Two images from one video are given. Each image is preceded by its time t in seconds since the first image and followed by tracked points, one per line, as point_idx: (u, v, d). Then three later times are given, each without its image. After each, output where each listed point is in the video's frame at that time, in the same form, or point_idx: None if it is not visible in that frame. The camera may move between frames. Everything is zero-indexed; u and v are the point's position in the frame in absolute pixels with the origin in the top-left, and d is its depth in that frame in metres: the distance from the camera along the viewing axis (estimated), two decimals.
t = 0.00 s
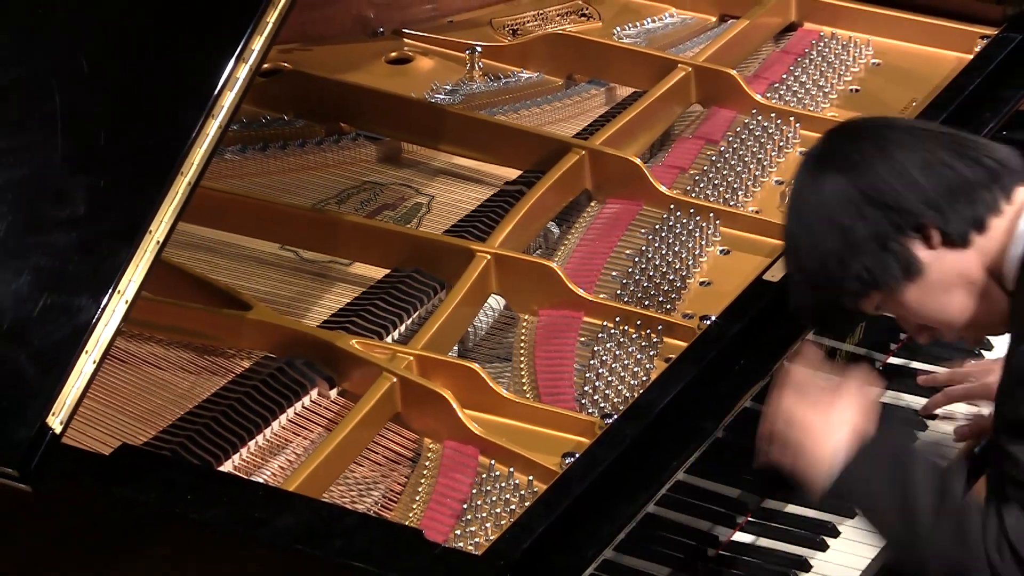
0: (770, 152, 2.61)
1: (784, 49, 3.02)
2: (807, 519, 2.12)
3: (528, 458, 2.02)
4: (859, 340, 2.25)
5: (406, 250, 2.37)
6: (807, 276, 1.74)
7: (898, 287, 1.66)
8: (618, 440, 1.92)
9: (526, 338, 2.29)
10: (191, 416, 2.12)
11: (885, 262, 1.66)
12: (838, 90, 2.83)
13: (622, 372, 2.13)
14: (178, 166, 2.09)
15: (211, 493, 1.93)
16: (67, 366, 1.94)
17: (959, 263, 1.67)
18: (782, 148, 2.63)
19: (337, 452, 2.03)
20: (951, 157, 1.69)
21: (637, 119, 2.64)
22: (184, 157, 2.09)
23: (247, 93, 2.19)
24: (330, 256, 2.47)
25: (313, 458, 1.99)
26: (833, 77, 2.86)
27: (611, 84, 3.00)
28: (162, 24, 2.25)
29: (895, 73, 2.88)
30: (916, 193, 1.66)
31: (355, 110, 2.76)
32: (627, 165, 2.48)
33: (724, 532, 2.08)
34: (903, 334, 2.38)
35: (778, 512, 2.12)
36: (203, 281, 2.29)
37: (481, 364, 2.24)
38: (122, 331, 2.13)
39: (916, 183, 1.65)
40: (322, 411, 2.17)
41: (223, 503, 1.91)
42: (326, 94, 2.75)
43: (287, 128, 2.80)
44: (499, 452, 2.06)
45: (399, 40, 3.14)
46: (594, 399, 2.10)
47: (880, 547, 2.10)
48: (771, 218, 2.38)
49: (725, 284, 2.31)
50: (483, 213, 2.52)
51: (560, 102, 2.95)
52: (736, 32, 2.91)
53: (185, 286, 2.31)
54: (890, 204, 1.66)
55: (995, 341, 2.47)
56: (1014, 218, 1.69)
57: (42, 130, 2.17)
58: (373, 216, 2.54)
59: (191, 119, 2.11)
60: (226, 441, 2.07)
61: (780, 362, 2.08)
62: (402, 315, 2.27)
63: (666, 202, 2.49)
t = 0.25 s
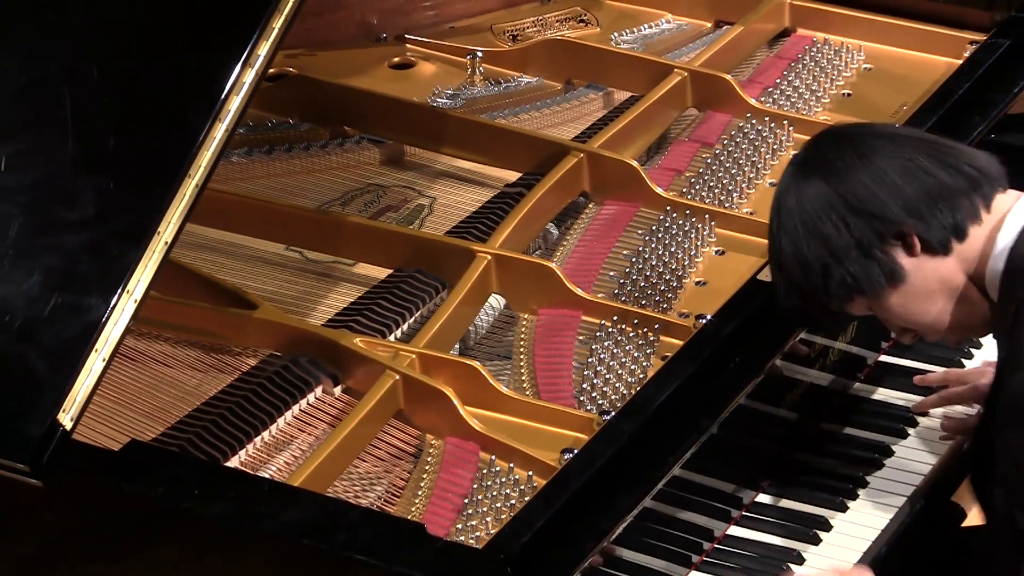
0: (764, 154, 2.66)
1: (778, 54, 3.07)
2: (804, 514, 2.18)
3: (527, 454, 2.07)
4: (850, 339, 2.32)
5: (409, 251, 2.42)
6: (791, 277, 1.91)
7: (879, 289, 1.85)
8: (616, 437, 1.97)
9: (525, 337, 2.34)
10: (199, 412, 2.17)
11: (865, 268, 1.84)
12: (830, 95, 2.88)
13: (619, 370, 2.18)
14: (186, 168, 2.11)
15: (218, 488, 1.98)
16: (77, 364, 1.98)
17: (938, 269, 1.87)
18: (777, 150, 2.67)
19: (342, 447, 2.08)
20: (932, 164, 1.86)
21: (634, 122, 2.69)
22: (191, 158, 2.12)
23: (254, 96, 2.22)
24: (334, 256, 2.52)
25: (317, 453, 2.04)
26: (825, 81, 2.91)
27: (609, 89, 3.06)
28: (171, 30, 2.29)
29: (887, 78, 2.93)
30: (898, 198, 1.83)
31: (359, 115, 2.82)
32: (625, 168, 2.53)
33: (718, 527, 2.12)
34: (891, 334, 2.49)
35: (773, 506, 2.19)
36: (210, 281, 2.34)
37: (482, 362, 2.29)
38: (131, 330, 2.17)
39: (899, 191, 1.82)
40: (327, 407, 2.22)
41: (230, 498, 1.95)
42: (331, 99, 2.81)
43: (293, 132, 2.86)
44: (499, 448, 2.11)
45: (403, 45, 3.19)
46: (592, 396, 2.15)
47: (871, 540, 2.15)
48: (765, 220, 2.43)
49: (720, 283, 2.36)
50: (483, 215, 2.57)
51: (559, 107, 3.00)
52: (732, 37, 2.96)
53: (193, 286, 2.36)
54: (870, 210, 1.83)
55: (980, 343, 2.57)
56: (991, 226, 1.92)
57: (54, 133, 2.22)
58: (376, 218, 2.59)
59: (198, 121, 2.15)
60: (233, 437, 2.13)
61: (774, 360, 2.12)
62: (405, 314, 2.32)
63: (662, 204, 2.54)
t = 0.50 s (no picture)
0: (759, 158, 2.71)
1: (772, 59, 3.12)
2: (795, 508, 2.23)
3: (527, 450, 2.12)
4: (843, 337, 2.36)
5: (411, 251, 2.47)
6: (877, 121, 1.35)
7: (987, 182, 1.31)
8: (613, 433, 2.01)
9: (525, 335, 2.39)
10: (206, 409, 2.22)
11: (974, 97, 1.23)
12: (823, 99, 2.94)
13: (617, 367, 2.23)
14: (193, 170, 2.17)
15: (224, 483, 2.03)
16: (86, 362, 2.04)
17: None
18: (770, 153, 2.73)
19: (346, 443, 2.13)
20: None
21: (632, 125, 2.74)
22: (199, 161, 2.17)
23: (260, 100, 2.28)
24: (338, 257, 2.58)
25: (322, 450, 2.09)
26: (818, 86, 2.97)
27: (607, 92, 3.11)
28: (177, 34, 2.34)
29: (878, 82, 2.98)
30: None
31: (363, 118, 2.88)
32: (622, 170, 2.58)
33: (715, 521, 2.19)
34: (885, 331, 2.54)
35: (768, 500, 2.24)
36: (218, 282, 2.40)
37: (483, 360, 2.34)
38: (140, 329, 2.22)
39: None
40: (332, 404, 2.27)
41: (236, 492, 2.00)
42: (335, 103, 2.86)
43: (298, 135, 2.91)
44: (499, 444, 2.16)
45: (405, 50, 3.24)
46: (590, 394, 2.19)
47: (864, 535, 2.22)
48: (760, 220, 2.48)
49: (715, 283, 2.41)
50: (484, 216, 2.62)
51: (558, 110, 3.05)
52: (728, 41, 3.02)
53: (201, 285, 2.42)
54: None
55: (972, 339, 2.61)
56: None
57: (64, 136, 2.27)
58: (379, 219, 2.64)
59: (205, 125, 2.20)
60: (239, 434, 2.18)
61: (768, 358, 2.17)
62: (407, 313, 2.37)
63: (658, 205, 2.59)
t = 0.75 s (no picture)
0: (754, 160, 2.76)
1: (766, 63, 3.18)
2: (790, 504, 2.31)
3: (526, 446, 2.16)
4: (836, 336, 2.40)
5: (414, 251, 2.52)
6: None
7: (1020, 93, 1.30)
8: (610, 430, 2.07)
9: (525, 334, 2.44)
10: (212, 407, 2.27)
11: None
12: (817, 102, 2.99)
13: (614, 365, 2.28)
14: (201, 172, 2.21)
15: (230, 479, 2.07)
16: (94, 363, 2.09)
17: None
18: (765, 155, 2.79)
19: (349, 440, 2.18)
20: None
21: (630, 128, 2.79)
22: (206, 163, 2.22)
23: (265, 103, 2.32)
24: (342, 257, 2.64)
25: (326, 446, 2.14)
26: (812, 90, 3.02)
27: (605, 97, 3.17)
28: (184, 37, 2.38)
29: (872, 86, 3.03)
30: None
31: (366, 122, 2.93)
32: (620, 172, 2.63)
33: (711, 516, 2.25)
34: (877, 329, 2.59)
35: (764, 496, 2.31)
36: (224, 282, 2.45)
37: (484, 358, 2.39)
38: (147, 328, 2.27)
39: None
40: (336, 401, 2.32)
41: (242, 488, 2.04)
42: (339, 106, 2.92)
43: (302, 138, 2.97)
44: (499, 440, 2.21)
45: (409, 55, 3.31)
46: (589, 391, 2.24)
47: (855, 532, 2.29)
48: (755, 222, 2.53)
49: (712, 283, 2.46)
50: (484, 217, 2.67)
51: (557, 114, 3.10)
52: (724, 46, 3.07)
53: (209, 285, 2.47)
54: None
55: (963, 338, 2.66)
56: None
57: (74, 139, 2.32)
58: (382, 220, 2.69)
59: (211, 128, 2.24)
60: (245, 430, 2.22)
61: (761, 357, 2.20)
62: (409, 313, 2.42)
63: (655, 207, 2.64)
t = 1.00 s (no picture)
0: (749, 162, 2.81)
1: (761, 68, 3.23)
2: (784, 498, 2.36)
3: (526, 442, 2.21)
4: (829, 335, 2.46)
5: (416, 251, 2.58)
6: None
7: None
8: (608, 426, 2.11)
9: (525, 333, 2.49)
10: (219, 403, 2.32)
11: None
12: (810, 106, 3.04)
13: (612, 363, 2.33)
14: (207, 175, 2.26)
15: (236, 474, 2.12)
16: (103, 361, 2.14)
17: None
18: (759, 157, 2.84)
19: (353, 436, 2.23)
20: None
21: (628, 131, 2.84)
22: (212, 166, 2.27)
23: (270, 106, 2.36)
24: (346, 257, 2.69)
25: (330, 442, 2.19)
26: (805, 94, 3.07)
27: (603, 101, 3.22)
28: (192, 43, 2.43)
29: (864, 90, 3.08)
30: None
31: (369, 125, 2.99)
32: (617, 174, 2.68)
33: (706, 511, 2.30)
34: (869, 328, 2.65)
35: (758, 491, 2.37)
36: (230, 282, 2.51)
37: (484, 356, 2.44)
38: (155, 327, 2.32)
39: None
40: (340, 398, 2.37)
41: (248, 483, 2.09)
42: (341, 110, 2.97)
43: (307, 140, 3.02)
44: (499, 436, 2.26)
45: (410, 60, 3.35)
46: (587, 388, 2.29)
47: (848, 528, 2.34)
48: (749, 222, 2.58)
49: (708, 283, 2.51)
50: (485, 218, 2.72)
51: (557, 117, 3.16)
52: (719, 51, 3.12)
53: (216, 285, 2.53)
54: None
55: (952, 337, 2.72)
56: None
57: (83, 143, 2.37)
58: (385, 221, 2.74)
59: (218, 131, 2.29)
60: (251, 426, 2.27)
61: (754, 357, 2.25)
62: (411, 312, 2.47)
63: (652, 208, 2.69)
